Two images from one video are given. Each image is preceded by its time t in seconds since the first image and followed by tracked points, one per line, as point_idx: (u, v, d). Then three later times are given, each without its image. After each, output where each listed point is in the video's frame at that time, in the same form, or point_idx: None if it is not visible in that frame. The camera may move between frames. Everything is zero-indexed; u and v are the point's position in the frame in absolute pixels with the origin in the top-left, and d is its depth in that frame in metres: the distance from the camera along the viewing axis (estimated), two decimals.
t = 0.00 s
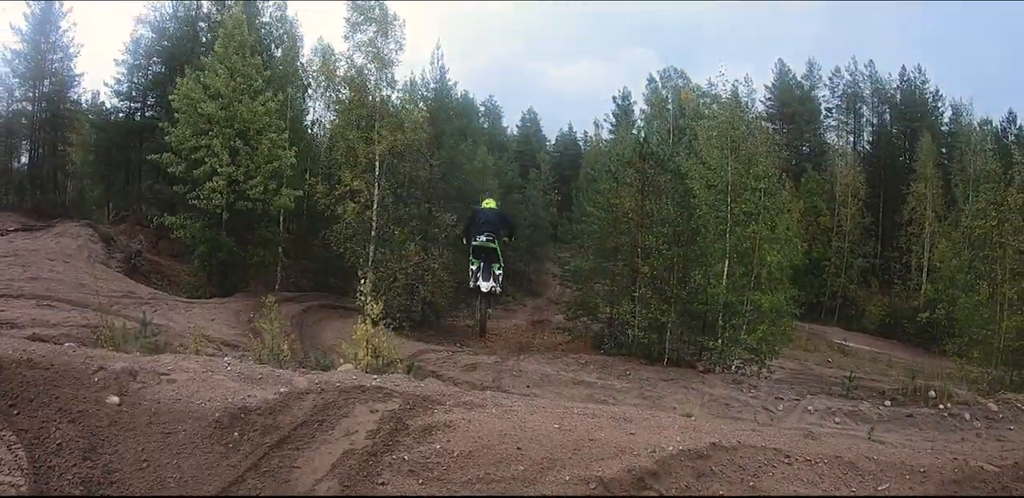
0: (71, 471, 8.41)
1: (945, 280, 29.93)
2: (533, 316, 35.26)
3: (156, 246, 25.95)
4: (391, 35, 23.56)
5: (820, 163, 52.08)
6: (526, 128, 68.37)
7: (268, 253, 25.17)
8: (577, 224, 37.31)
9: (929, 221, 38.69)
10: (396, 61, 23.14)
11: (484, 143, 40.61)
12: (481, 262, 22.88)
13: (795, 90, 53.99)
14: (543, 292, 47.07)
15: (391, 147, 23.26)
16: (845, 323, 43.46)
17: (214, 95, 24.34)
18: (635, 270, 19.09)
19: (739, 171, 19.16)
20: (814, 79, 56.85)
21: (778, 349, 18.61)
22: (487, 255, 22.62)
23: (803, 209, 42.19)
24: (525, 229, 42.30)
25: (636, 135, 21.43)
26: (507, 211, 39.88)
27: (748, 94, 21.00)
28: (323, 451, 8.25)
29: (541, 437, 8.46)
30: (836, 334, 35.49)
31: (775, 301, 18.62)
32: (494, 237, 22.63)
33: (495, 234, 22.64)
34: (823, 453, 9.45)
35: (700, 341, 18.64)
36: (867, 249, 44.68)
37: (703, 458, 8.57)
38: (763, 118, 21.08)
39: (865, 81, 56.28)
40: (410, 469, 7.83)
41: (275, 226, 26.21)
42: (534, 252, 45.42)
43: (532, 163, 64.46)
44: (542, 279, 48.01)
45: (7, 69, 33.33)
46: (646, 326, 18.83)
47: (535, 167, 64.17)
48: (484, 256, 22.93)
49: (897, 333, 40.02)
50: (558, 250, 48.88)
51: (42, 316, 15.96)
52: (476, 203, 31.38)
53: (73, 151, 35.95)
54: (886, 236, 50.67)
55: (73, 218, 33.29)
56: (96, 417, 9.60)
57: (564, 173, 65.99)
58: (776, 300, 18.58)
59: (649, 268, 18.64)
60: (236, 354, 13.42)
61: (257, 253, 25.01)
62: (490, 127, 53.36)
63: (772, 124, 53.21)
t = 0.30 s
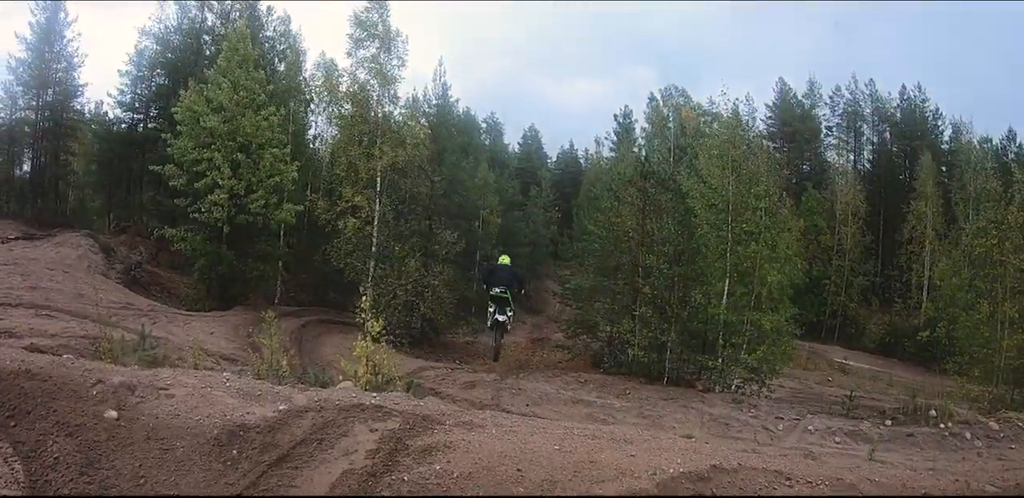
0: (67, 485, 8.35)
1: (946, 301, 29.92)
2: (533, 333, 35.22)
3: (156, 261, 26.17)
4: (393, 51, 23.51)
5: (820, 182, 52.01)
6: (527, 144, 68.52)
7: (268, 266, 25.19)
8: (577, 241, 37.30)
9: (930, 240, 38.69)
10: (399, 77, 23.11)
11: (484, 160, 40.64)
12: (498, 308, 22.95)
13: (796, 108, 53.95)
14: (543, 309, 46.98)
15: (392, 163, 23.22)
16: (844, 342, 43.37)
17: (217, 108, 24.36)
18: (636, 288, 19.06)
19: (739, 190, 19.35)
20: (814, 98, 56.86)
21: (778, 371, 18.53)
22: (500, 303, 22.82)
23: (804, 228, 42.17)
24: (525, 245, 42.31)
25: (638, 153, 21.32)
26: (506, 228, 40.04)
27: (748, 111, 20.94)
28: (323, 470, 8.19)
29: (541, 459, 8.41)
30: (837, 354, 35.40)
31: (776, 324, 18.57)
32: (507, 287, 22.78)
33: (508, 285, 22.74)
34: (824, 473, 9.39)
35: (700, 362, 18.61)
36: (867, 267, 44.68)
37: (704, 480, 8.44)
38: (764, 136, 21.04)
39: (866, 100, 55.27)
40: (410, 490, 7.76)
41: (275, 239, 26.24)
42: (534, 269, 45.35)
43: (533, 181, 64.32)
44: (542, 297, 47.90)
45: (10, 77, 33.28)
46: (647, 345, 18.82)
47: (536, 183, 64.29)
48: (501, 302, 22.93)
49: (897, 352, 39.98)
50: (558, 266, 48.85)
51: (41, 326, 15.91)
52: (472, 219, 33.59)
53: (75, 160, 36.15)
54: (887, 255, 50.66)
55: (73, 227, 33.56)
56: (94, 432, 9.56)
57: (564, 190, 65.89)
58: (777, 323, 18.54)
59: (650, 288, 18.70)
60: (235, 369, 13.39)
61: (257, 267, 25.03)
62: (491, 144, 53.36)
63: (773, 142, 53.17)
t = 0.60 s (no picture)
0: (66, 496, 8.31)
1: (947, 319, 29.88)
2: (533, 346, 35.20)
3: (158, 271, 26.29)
4: (397, 64, 23.58)
5: (821, 197, 52.02)
6: (529, 158, 68.61)
7: (269, 277, 25.28)
8: (579, 255, 37.32)
9: (930, 255, 38.72)
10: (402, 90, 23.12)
11: (486, 173, 40.73)
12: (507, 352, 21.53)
13: (797, 123, 54.01)
14: (543, 323, 46.94)
15: (394, 176, 23.24)
16: (845, 357, 43.31)
17: (220, 118, 24.43)
18: (636, 304, 19.16)
19: (742, 207, 19.25)
20: (816, 113, 56.98)
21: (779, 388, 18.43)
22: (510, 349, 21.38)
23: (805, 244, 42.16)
24: (527, 260, 42.31)
25: (640, 168, 21.30)
26: (508, 241, 40.21)
27: (750, 125, 20.83)
28: (323, 484, 8.11)
29: (541, 476, 8.34)
30: (838, 370, 35.36)
31: (777, 341, 18.49)
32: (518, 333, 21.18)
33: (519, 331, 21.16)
34: (825, 489, 9.30)
35: (699, 377, 18.74)
36: (868, 283, 44.68)
37: None
38: (766, 150, 20.97)
39: (867, 115, 56.30)
40: None
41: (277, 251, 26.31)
42: (535, 283, 45.33)
43: (535, 195, 64.42)
44: (543, 311, 47.83)
45: (15, 83, 33.42)
46: (647, 360, 18.93)
47: (537, 198, 64.38)
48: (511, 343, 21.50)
49: (898, 368, 39.94)
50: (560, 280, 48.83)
51: (42, 333, 15.90)
52: (475, 232, 34.75)
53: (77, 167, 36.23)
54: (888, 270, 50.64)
55: (75, 233, 33.67)
56: (94, 443, 9.55)
57: (566, 203, 65.90)
58: (779, 339, 18.48)
59: (651, 303, 18.77)
60: (235, 380, 13.40)
61: (258, 278, 25.07)
62: (493, 158, 53.47)
63: (774, 157, 53.33)
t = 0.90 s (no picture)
0: None
1: (951, 335, 29.76)
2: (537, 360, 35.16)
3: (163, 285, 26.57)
4: (402, 76, 23.60)
5: (825, 212, 51.90)
6: (533, 171, 68.63)
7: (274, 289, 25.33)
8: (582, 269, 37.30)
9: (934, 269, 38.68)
10: (407, 103, 23.19)
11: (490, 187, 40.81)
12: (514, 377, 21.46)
13: (801, 138, 53.96)
14: (547, 336, 46.83)
15: (399, 188, 23.21)
16: (849, 372, 43.14)
17: (226, 129, 24.51)
18: (639, 319, 19.94)
19: (746, 222, 19.11)
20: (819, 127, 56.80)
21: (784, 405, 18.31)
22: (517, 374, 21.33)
23: (810, 259, 42.08)
24: (531, 273, 42.33)
25: (644, 183, 21.24)
26: (512, 255, 40.26)
27: (754, 139, 20.64)
28: None
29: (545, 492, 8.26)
30: (842, 385, 35.22)
31: (783, 357, 18.38)
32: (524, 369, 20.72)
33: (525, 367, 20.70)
34: None
35: (701, 393, 19.18)
36: (872, 298, 44.56)
37: None
38: (771, 165, 20.80)
39: (872, 129, 54.44)
40: None
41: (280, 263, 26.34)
42: (539, 296, 45.25)
43: (539, 210, 64.43)
44: (546, 324, 47.75)
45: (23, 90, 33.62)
46: (650, 375, 19.60)
47: (542, 211, 64.43)
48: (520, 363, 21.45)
49: (902, 383, 39.74)
50: (564, 293, 48.79)
51: (45, 340, 15.92)
52: (479, 245, 35.01)
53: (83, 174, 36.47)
54: (892, 284, 50.54)
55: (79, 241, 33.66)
56: (96, 454, 9.55)
57: (570, 217, 65.88)
58: (785, 356, 18.36)
59: (653, 319, 19.52)
60: (237, 391, 13.41)
61: (261, 289, 25.10)
62: (496, 172, 53.51)
63: (778, 172, 53.39)
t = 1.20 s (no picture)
0: None
1: (958, 349, 29.61)
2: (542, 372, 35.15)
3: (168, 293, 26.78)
4: (409, 88, 23.69)
5: (831, 224, 51.75)
6: (539, 182, 68.65)
7: (280, 298, 25.38)
8: (587, 280, 37.30)
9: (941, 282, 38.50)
10: (414, 114, 23.28)
11: (496, 198, 40.88)
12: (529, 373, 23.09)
13: (807, 150, 53.87)
14: (551, 348, 46.71)
15: (405, 199, 23.29)
16: (855, 384, 42.90)
17: (233, 139, 24.57)
18: (645, 332, 19.88)
19: (751, 234, 19.14)
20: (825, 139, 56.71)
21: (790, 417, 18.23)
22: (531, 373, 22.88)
23: (816, 271, 42.02)
24: (536, 284, 42.34)
25: (650, 195, 21.13)
26: (518, 266, 40.30)
27: (759, 151, 20.68)
28: None
29: None
30: (848, 398, 35.00)
31: (789, 370, 18.31)
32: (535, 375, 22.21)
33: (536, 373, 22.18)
34: None
35: (707, 406, 19.10)
36: (878, 310, 44.41)
37: None
38: (776, 177, 20.83)
39: (877, 141, 54.54)
40: None
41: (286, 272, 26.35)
42: (544, 308, 45.19)
43: (545, 221, 64.44)
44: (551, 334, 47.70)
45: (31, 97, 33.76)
46: (655, 387, 19.53)
47: (548, 222, 64.43)
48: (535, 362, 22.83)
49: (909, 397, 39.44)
50: (569, 304, 48.72)
51: (51, 347, 15.97)
52: (486, 256, 35.10)
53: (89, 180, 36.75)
54: (898, 296, 50.35)
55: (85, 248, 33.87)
56: (102, 462, 9.57)
57: (576, 229, 65.85)
58: (791, 368, 18.30)
59: (658, 331, 19.48)
60: (243, 402, 13.45)
61: (267, 298, 25.11)
62: (502, 183, 53.55)
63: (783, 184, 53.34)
